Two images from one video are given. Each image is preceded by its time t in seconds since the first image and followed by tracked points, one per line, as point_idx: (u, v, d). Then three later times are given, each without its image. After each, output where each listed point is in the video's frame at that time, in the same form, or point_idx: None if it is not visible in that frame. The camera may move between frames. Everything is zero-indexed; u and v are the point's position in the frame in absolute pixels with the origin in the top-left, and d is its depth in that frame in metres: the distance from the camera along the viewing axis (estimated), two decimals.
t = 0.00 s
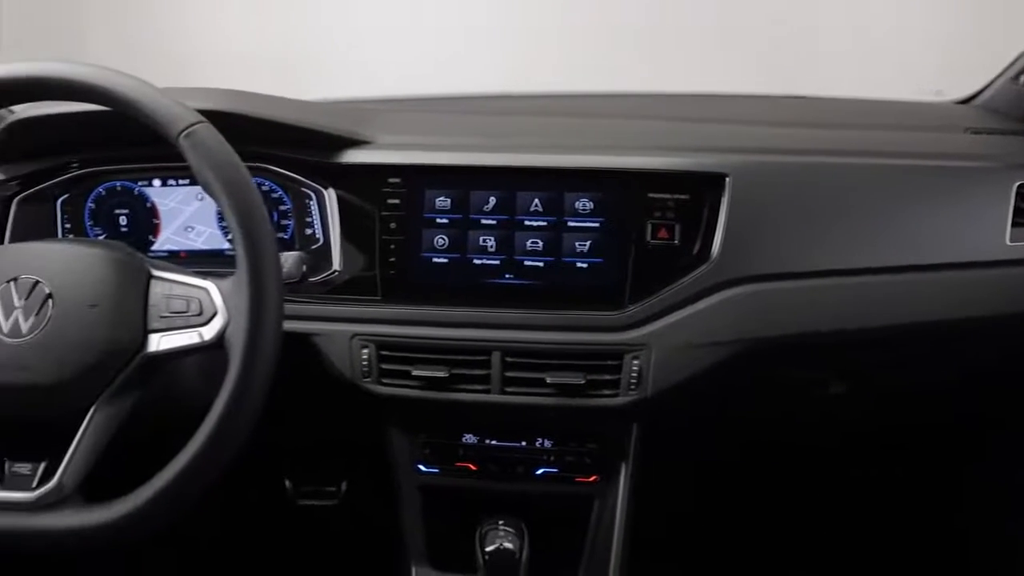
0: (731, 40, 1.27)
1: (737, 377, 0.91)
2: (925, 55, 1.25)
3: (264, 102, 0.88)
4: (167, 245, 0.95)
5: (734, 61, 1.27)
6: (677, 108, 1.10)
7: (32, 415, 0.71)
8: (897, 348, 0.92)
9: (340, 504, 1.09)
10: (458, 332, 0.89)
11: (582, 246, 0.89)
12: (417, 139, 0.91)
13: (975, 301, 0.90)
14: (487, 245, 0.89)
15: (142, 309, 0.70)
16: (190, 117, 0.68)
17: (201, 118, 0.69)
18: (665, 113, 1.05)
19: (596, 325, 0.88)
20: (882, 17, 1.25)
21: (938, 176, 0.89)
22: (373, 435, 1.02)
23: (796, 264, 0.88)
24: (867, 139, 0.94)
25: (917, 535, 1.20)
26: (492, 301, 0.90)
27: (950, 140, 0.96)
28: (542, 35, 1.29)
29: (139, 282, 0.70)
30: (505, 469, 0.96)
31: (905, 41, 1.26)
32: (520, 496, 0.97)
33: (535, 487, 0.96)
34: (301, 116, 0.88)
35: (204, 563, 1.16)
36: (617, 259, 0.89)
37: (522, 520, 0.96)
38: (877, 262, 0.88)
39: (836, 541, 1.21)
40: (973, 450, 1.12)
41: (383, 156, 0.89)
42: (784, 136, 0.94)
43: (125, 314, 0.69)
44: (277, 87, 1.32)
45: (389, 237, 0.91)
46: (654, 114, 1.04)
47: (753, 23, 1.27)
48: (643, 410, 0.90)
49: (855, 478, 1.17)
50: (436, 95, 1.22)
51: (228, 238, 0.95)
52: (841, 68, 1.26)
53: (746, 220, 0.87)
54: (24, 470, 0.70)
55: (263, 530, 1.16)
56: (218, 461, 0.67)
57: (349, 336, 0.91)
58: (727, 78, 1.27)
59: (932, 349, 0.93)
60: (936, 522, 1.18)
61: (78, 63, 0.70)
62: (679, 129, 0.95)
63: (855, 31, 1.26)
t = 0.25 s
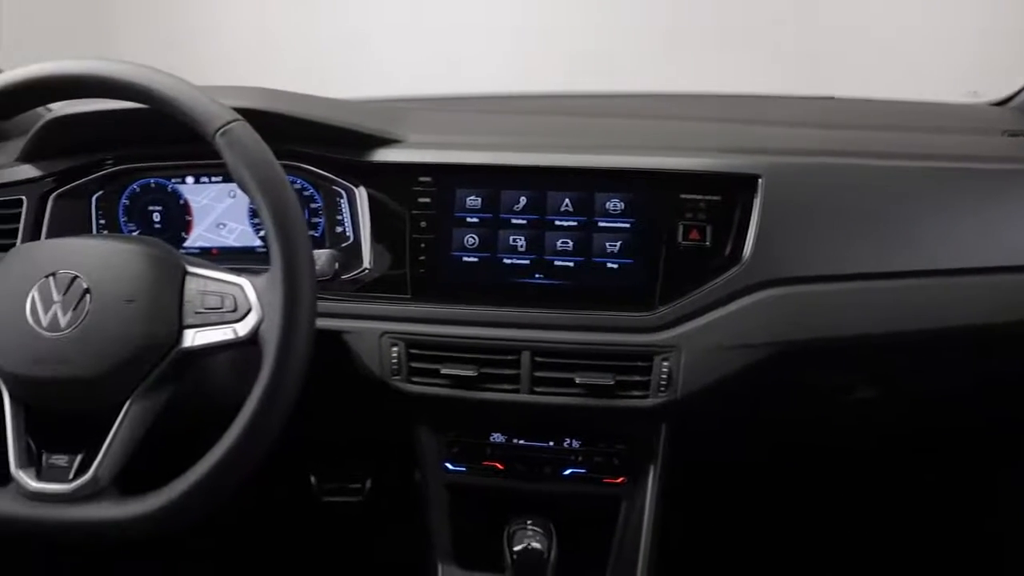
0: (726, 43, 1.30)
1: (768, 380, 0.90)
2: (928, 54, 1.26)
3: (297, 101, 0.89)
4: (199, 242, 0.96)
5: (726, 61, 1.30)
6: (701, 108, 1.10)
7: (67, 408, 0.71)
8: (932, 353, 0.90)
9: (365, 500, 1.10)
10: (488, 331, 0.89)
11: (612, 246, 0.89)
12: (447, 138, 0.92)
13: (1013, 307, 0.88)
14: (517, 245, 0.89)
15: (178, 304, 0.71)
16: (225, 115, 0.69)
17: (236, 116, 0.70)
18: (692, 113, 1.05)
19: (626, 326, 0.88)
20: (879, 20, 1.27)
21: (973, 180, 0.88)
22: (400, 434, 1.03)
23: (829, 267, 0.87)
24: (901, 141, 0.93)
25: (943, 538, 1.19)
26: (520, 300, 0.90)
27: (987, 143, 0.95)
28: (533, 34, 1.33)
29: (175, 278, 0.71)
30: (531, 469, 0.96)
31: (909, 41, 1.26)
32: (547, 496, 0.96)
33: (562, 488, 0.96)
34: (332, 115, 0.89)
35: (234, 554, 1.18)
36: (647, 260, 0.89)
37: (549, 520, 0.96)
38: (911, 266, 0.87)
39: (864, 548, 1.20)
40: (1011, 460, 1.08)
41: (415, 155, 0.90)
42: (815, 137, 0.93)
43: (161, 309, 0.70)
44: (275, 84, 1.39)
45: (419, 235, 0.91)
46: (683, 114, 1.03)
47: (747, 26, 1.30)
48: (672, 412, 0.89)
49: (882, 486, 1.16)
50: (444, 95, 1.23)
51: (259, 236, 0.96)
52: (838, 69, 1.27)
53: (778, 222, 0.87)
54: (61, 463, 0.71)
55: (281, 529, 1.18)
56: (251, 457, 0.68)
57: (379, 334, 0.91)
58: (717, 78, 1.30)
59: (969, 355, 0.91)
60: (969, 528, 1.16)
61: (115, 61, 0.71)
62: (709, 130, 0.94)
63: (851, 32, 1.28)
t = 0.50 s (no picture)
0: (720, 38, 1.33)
1: (801, 384, 0.89)
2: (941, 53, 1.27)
3: (329, 99, 0.89)
4: (231, 239, 0.97)
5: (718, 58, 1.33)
6: (723, 107, 1.10)
7: (105, 402, 0.72)
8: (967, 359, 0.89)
9: (391, 498, 1.11)
10: (518, 331, 0.89)
11: (643, 247, 0.89)
12: (478, 138, 0.92)
13: None
14: (548, 245, 0.90)
15: (213, 300, 0.72)
16: (263, 113, 0.69)
17: (274, 114, 0.70)
18: (719, 113, 1.05)
19: (656, 328, 0.88)
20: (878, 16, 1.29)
21: (1011, 183, 0.87)
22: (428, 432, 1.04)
23: (864, 271, 0.86)
24: (936, 141, 0.91)
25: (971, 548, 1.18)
26: (550, 299, 0.90)
27: None
28: (525, 32, 1.38)
29: (210, 275, 0.72)
30: (559, 469, 0.96)
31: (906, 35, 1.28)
32: (575, 497, 0.97)
33: (590, 489, 0.96)
34: (364, 113, 0.89)
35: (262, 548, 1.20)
36: (679, 261, 0.88)
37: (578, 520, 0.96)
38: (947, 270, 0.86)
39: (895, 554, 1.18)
40: None
41: (447, 154, 0.90)
42: (848, 138, 0.92)
43: (197, 305, 0.71)
44: (271, 70, 1.47)
45: (450, 234, 0.92)
46: (708, 114, 1.03)
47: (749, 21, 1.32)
48: (703, 414, 0.89)
49: (916, 490, 1.14)
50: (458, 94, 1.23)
51: (291, 233, 0.97)
52: (839, 64, 1.29)
53: (812, 225, 0.86)
54: (97, 456, 0.72)
55: (310, 521, 1.20)
56: (283, 453, 0.68)
57: (409, 333, 0.92)
58: (706, 75, 1.33)
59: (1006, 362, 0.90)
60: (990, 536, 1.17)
61: (154, 60, 0.71)
62: (738, 130, 0.94)
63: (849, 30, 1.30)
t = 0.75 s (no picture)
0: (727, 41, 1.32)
1: (830, 388, 0.88)
2: (972, 49, 1.25)
3: (359, 98, 0.89)
4: (259, 237, 0.98)
5: (727, 57, 1.32)
6: (748, 108, 1.10)
7: (138, 397, 0.73)
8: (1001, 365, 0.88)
9: (414, 495, 1.11)
10: (545, 331, 0.89)
11: (672, 248, 0.88)
12: (506, 138, 0.92)
13: None
14: (576, 245, 0.90)
15: (245, 297, 0.72)
16: (295, 112, 0.70)
17: (305, 113, 0.71)
18: (747, 115, 1.05)
19: (684, 329, 0.87)
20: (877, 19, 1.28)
21: None
22: (453, 430, 1.04)
23: (895, 274, 0.85)
24: (970, 144, 0.90)
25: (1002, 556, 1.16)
26: (577, 299, 0.90)
27: None
28: (534, 35, 1.38)
29: (242, 273, 0.73)
30: (584, 469, 0.96)
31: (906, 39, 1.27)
32: (600, 497, 0.96)
33: (615, 490, 0.96)
34: (393, 112, 0.89)
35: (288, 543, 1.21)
36: (707, 263, 0.88)
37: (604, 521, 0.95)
38: (980, 274, 0.85)
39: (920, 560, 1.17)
40: None
41: (475, 154, 0.90)
42: (880, 140, 0.91)
43: (229, 302, 0.72)
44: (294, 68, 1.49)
45: (478, 234, 0.92)
46: (736, 115, 1.03)
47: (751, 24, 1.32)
48: (731, 416, 0.88)
49: (948, 497, 1.12)
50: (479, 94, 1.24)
51: (319, 231, 0.97)
52: (837, 66, 1.29)
53: (843, 227, 0.85)
54: (129, 449, 0.72)
55: (334, 518, 1.21)
56: (311, 450, 0.69)
57: (436, 332, 0.92)
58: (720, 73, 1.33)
59: None
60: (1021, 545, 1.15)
61: (187, 59, 0.72)
62: (767, 131, 0.93)
63: (852, 32, 1.29)
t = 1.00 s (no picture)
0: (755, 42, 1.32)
1: (863, 392, 0.87)
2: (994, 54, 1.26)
3: (390, 97, 0.90)
4: (288, 234, 0.99)
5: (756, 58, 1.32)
6: (775, 110, 1.11)
7: (172, 392, 0.74)
8: None
9: (438, 494, 1.12)
10: (574, 331, 0.89)
11: (703, 249, 0.88)
12: (536, 137, 0.92)
13: None
14: (606, 245, 0.89)
15: (279, 294, 0.73)
16: (330, 110, 0.70)
17: (340, 112, 0.71)
18: (777, 116, 1.04)
19: (714, 331, 0.87)
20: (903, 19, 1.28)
21: None
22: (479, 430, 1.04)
23: (930, 278, 0.84)
24: (1013, 144, 0.87)
25: None
26: (606, 299, 0.90)
27: None
28: (561, 35, 1.39)
29: (275, 270, 0.74)
30: (611, 470, 0.96)
31: (930, 39, 1.27)
32: (627, 499, 0.97)
33: (643, 491, 0.96)
34: (424, 111, 0.89)
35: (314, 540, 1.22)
36: (739, 265, 0.87)
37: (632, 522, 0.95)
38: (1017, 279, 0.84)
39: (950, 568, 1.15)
40: None
41: (505, 153, 0.90)
42: (915, 141, 0.89)
43: (263, 299, 0.72)
44: (318, 68, 1.51)
45: (507, 233, 0.92)
46: (763, 117, 1.03)
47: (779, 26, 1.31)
48: (762, 419, 0.88)
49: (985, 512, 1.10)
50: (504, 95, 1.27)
51: (349, 230, 0.98)
52: (855, 69, 1.29)
53: (877, 230, 0.84)
54: (163, 444, 0.74)
55: (359, 517, 1.21)
56: (343, 448, 0.69)
57: (465, 331, 0.92)
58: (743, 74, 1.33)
59: None
60: None
61: (223, 57, 0.73)
62: (799, 132, 0.93)
63: (873, 35, 1.29)
